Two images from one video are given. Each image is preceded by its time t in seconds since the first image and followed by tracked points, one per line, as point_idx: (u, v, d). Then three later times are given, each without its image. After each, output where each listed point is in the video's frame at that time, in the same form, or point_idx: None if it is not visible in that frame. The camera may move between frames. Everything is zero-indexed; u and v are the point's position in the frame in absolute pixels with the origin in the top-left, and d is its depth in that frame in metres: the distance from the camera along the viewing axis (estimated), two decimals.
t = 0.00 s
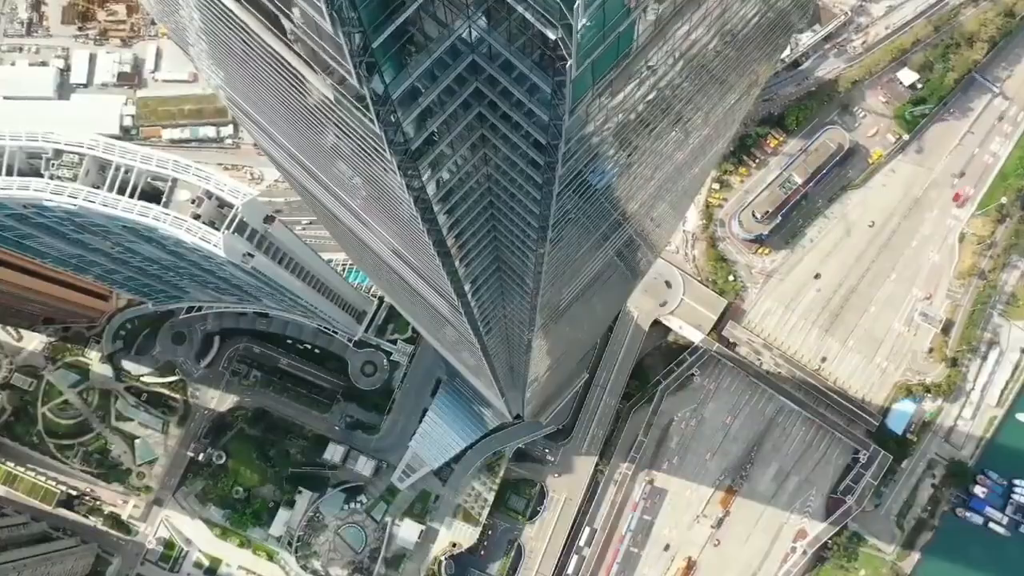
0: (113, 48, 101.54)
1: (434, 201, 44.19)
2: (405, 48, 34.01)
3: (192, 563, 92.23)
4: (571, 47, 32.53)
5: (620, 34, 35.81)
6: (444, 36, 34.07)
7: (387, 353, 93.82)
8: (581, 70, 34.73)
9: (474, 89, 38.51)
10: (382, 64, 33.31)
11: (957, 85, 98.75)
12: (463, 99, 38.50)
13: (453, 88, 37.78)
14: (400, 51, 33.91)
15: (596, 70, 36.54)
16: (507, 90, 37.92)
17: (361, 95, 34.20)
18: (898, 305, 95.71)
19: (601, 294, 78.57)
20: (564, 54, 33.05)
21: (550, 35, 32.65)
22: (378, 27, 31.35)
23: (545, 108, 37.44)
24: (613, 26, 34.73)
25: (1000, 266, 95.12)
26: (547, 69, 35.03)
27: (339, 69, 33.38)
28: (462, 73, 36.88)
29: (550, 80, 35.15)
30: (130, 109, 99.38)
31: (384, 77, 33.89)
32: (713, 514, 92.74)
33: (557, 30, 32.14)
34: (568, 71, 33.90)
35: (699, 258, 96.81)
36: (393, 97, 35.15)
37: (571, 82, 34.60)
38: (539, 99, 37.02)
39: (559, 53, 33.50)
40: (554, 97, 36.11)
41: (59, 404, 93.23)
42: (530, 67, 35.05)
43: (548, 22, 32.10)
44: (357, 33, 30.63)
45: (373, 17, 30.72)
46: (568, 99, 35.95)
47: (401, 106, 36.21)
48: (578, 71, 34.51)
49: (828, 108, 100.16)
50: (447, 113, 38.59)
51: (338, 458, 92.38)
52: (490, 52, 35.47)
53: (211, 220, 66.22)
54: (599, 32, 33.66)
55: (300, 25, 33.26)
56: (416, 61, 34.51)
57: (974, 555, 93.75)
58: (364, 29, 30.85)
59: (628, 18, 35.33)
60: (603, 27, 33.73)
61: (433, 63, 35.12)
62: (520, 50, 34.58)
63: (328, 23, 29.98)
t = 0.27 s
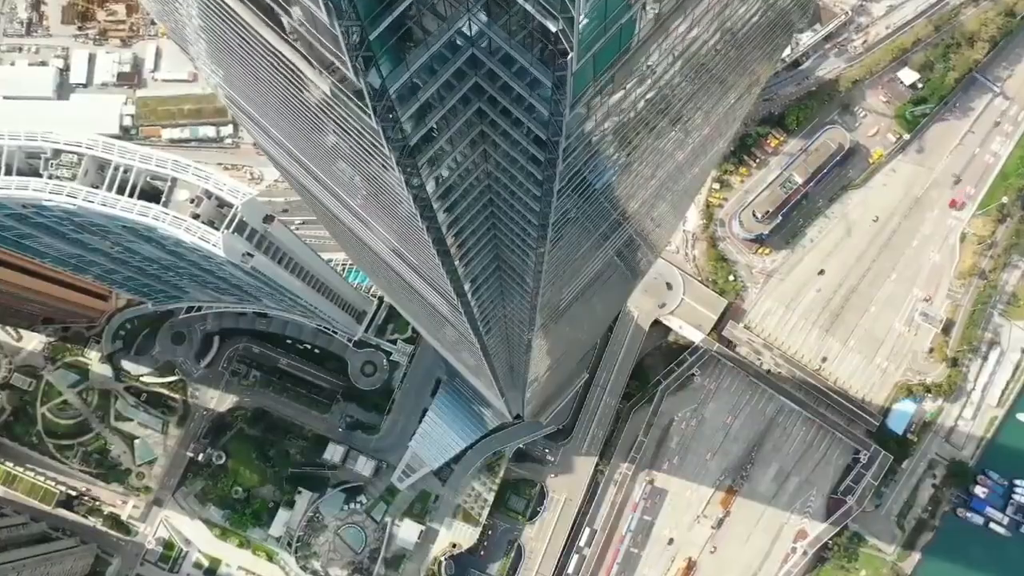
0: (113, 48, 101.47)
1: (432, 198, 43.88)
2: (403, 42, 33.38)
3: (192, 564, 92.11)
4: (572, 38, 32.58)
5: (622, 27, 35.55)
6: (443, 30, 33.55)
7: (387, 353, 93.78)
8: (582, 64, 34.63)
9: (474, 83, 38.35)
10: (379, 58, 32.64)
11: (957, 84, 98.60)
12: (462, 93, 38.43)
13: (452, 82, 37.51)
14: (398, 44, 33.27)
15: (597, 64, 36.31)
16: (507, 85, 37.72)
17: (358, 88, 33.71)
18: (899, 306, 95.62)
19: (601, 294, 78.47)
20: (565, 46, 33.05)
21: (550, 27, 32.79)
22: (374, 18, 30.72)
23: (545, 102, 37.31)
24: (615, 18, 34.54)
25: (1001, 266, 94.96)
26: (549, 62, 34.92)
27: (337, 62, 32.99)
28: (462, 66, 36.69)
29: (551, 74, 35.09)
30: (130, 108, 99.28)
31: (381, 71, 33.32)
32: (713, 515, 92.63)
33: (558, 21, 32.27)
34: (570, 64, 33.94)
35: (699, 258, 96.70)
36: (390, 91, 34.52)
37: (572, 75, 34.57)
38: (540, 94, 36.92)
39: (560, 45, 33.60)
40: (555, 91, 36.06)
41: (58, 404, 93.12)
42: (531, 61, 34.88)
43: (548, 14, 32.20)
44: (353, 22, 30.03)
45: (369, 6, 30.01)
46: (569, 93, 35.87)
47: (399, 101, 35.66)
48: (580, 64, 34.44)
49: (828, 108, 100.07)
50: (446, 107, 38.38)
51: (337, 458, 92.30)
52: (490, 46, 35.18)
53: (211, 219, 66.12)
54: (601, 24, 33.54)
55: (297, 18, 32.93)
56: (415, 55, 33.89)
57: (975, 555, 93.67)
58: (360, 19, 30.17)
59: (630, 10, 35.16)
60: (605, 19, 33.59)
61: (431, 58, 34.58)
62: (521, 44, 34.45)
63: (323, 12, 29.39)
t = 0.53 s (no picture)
0: (113, 53, 101.43)
1: (431, 200, 43.47)
2: (402, 39, 32.87)
3: (190, 570, 91.44)
4: (573, 35, 32.66)
5: (623, 24, 35.44)
6: (441, 27, 33.03)
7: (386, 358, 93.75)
8: (583, 61, 34.59)
9: (474, 84, 37.88)
10: (376, 56, 32.10)
11: (958, 88, 98.58)
12: (461, 94, 37.77)
13: (450, 81, 36.76)
14: (397, 42, 32.77)
15: (598, 61, 36.16)
16: (507, 84, 37.44)
17: (355, 87, 33.17)
18: (899, 311, 95.48)
19: (602, 298, 78.22)
20: (566, 43, 33.25)
21: (551, 24, 32.97)
22: (371, 14, 30.20)
23: (545, 101, 37.20)
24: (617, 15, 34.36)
25: (1002, 271, 94.53)
26: (549, 60, 34.89)
27: (333, 60, 32.52)
28: (461, 66, 36.23)
29: (552, 74, 35.15)
30: (129, 113, 99.16)
31: (378, 69, 32.75)
32: (714, 521, 92.35)
33: (558, 18, 32.41)
34: (571, 61, 33.99)
35: (699, 263, 96.51)
36: (388, 90, 33.93)
37: (573, 73, 34.56)
38: (540, 93, 36.86)
39: (562, 42, 33.69)
40: (556, 91, 36.06)
41: (57, 409, 92.95)
42: (532, 59, 34.69)
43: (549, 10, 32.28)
44: (350, 18, 29.48)
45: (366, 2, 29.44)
46: (569, 92, 35.87)
47: (397, 101, 35.15)
48: (581, 62, 34.39)
49: (828, 112, 99.98)
50: (445, 107, 37.73)
51: (336, 464, 91.96)
52: (491, 45, 34.79)
53: (210, 224, 66.05)
54: (604, 20, 33.49)
55: (294, 16, 32.53)
56: (413, 53, 33.34)
57: (977, 561, 93.46)
58: (357, 15, 29.63)
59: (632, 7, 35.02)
60: (608, 16, 33.52)
61: (430, 56, 34.01)
62: (521, 41, 34.23)
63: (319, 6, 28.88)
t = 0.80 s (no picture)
0: (114, 67, 101.71)
1: (430, 212, 43.26)
2: (401, 46, 32.52)
3: None
4: (574, 42, 32.11)
5: (624, 32, 34.94)
6: (440, 35, 32.87)
7: (386, 373, 93.53)
8: (583, 70, 34.24)
9: (474, 93, 37.80)
10: (374, 63, 31.79)
11: (956, 104, 99.01)
12: (460, 103, 37.74)
13: (449, 91, 36.67)
14: (395, 49, 32.40)
15: (599, 70, 35.81)
16: (507, 94, 37.40)
17: (353, 96, 32.97)
18: (900, 325, 95.25)
19: (602, 313, 78.11)
20: (567, 49, 32.61)
21: (551, 31, 32.32)
22: (369, 20, 29.83)
23: (545, 110, 37.09)
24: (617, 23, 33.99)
25: (1003, 285, 94.68)
26: (550, 69, 34.65)
27: (331, 68, 32.33)
28: (461, 75, 36.16)
29: (553, 82, 34.80)
30: (130, 127, 99.29)
31: (376, 77, 32.45)
32: (715, 537, 91.84)
33: (558, 24, 31.76)
34: (571, 69, 33.56)
35: (699, 277, 96.35)
36: (387, 99, 33.74)
37: (572, 83, 34.32)
38: (539, 103, 36.75)
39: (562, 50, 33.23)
40: (556, 101, 36.00)
41: (55, 424, 92.50)
42: (531, 68, 34.60)
43: (549, 17, 31.69)
44: (346, 22, 29.05)
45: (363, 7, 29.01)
46: (569, 101, 35.56)
47: (395, 110, 34.99)
48: (581, 71, 34.10)
49: (828, 127, 100.18)
50: (444, 117, 37.68)
51: (335, 479, 91.60)
52: (490, 53, 34.77)
53: (209, 238, 65.97)
54: (604, 27, 33.04)
55: (292, 24, 32.45)
56: (412, 61, 33.14)
57: None
58: (354, 20, 29.20)
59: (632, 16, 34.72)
60: (608, 22, 33.01)
61: (428, 65, 33.83)
62: (519, 51, 34.15)
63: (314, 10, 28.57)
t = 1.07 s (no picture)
0: (115, 77, 101.88)
1: (429, 219, 43.11)
2: (400, 51, 32.56)
3: None
4: (574, 47, 32.00)
5: (624, 39, 34.98)
6: (439, 41, 32.92)
7: (385, 383, 93.79)
8: (583, 76, 34.17)
9: (474, 100, 37.73)
10: (372, 69, 31.83)
11: (956, 113, 99.06)
12: (460, 110, 37.70)
13: (448, 97, 36.58)
14: (394, 54, 32.42)
15: (599, 76, 35.76)
16: (507, 101, 37.36)
17: (352, 103, 32.96)
18: (900, 335, 95.16)
19: (602, 322, 78.04)
20: (567, 56, 32.65)
21: (551, 35, 32.13)
22: (367, 26, 29.87)
23: (545, 115, 37.02)
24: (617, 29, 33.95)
25: (1003, 295, 94.73)
26: (550, 75, 34.68)
27: (330, 74, 32.30)
28: (461, 82, 36.13)
29: (553, 89, 34.95)
30: (131, 137, 99.42)
31: (375, 83, 32.47)
32: (716, 548, 91.51)
33: (559, 29, 31.60)
34: (572, 73, 33.46)
35: (699, 287, 96.30)
36: (386, 105, 33.77)
37: (573, 89, 34.28)
38: (539, 107, 36.64)
39: (563, 55, 33.06)
40: (556, 107, 35.98)
41: (53, 434, 92.24)
42: (531, 74, 34.58)
43: (549, 21, 31.48)
44: (344, 27, 29.09)
45: (362, 13, 29.06)
46: (570, 106, 35.43)
47: (394, 115, 35.00)
48: (581, 76, 34.09)
49: (828, 136, 100.29)
50: (443, 123, 37.61)
51: (335, 489, 91.27)
52: (489, 60, 34.80)
53: (209, 247, 65.91)
54: (604, 31, 32.94)
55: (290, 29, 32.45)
56: (411, 67, 33.19)
57: None
58: (352, 25, 29.23)
59: (632, 24, 34.76)
60: (608, 26, 32.90)
61: (427, 71, 33.85)
62: (520, 58, 34.10)
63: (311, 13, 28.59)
